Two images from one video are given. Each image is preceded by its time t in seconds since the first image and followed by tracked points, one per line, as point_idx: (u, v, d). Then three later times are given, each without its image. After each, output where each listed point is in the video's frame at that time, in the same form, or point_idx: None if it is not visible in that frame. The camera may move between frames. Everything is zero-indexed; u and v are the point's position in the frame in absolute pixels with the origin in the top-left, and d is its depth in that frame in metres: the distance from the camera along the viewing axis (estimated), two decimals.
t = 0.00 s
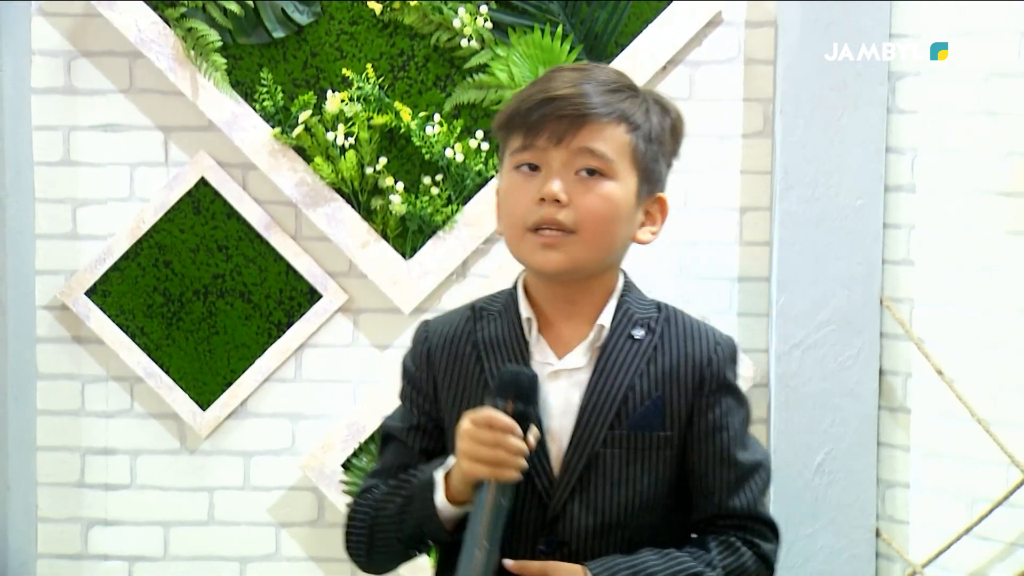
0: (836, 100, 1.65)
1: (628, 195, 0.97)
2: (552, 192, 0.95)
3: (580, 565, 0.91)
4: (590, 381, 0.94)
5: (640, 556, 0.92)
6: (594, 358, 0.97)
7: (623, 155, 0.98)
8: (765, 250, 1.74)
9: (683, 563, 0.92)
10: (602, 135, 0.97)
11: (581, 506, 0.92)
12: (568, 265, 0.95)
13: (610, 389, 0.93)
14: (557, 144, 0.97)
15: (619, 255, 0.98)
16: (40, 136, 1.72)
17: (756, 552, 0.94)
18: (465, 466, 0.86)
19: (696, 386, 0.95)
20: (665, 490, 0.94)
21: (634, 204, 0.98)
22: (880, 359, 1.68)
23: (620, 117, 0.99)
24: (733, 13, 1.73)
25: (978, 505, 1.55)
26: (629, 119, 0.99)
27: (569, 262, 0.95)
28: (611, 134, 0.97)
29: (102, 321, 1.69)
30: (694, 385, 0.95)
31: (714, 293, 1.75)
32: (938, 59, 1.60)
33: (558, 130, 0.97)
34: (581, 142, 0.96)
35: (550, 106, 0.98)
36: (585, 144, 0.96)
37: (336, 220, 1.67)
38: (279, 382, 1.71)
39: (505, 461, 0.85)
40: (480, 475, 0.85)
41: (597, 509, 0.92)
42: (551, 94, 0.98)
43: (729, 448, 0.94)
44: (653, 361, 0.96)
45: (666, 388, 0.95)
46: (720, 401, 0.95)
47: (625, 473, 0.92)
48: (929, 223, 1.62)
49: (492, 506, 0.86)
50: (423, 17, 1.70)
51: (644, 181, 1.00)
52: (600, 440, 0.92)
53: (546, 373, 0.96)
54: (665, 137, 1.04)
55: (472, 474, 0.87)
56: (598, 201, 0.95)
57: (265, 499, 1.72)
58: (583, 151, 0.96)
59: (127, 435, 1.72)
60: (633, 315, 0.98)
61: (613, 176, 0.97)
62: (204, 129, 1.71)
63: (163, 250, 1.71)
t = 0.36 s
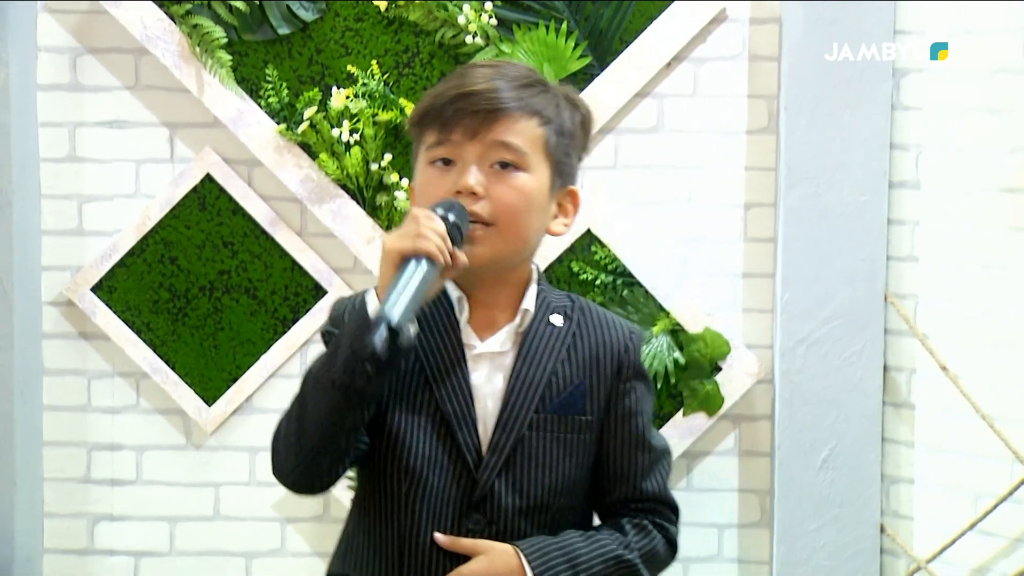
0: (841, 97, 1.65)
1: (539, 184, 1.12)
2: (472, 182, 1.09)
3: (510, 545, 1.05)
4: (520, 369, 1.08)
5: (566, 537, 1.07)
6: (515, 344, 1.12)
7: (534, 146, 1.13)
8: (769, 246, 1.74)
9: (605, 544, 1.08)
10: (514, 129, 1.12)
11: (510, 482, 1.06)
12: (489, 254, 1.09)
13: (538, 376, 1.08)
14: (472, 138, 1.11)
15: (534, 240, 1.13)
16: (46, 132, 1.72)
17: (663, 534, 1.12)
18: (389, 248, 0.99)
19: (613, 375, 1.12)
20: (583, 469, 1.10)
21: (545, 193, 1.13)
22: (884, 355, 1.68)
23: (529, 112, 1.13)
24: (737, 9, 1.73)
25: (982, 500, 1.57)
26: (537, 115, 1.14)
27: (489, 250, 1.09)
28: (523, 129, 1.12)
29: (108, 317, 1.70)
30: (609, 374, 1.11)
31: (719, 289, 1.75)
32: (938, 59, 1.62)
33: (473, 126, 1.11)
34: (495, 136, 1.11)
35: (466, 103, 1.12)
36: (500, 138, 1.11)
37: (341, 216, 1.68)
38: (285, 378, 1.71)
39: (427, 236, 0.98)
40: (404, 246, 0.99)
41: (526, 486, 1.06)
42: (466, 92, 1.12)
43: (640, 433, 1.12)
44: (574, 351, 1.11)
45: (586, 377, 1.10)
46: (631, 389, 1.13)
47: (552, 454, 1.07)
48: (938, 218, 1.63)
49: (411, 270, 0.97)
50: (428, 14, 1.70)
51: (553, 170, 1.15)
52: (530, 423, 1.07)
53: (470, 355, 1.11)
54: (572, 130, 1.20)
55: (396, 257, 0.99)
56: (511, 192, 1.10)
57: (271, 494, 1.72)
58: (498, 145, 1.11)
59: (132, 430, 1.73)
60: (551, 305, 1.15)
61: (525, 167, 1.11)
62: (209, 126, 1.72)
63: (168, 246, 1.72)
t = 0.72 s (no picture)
0: (850, 95, 1.65)
1: (487, 168, 1.20)
2: (423, 168, 1.15)
3: (486, 525, 1.12)
4: (485, 353, 1.15)
5: (537, 517, 1.15)
6: (476, 327, 1.19)
7: (478, 132, 1.20)
8: (778, 244, 1.74)
9: (572, 520, 1.16)
10: (457, 116, 1.18)
11: (481, 463, 1.13)
12: (445, 236, 1.15)
13: (503, 360, 1.16)
14: (418, 127, 1.17)
15: (485, 222, 1.19)
16: (56, 130, 1.73)
17: (622, 506, 1.21)
18: (352, 202, 1.03)
19: (569, 355, 1.21)
20: (546, 446, 1.18)
21: (491, 175, 1.20)
22: (894, 353, 1.68)
23: (469, 101, 1.21)
24: (747, 8, 1.73)
25: (992, 498, 1.57)
26: (477, 103, 1.22)
27: (445, 232, 1.15)
28: (466, 116, 1.19)
29: (118, 315, 1.70)
30: (564, 355, 1.21)
31: (727, 288, 1.75)
32: (938, 59, 1.63)
33: (418, 115, 1.17)
34: (441, 124, 1.18)
35: (409, 94, 1.18)
36: (445, 125, 1.18)
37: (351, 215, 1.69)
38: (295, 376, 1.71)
39: (391, 188, 1.05)
40: (369, 198, 1.03)
41: (495, 466, 1.14)
42: (407, 83, 1.19)
43: (596, 409, 1.22)
44: (532, 334, 1.20)
45: (546, 358, 1.19)
46: (584, 368, 1.22)
47: (518, 433, 1.15)
48: (946, 217, 1.63)
49: (379, 211, 1.01)
50: (437, 12, 1.71)
51: (497, 155, 1.23)
52: (498, 405, 1.14)
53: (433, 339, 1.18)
54: (508, 116, 1.28)
55: (362, 210, 1.03)
56: (462, 175, 1.16)
57: (280, 492, 1.72)
58: (444, 131, 1.17)
59: (143, 428, 1.73)
60: (505, 289, 1.23)
61: (471, 152, 1.19)
62: (219, 124, 1.72)
63: (178, 244, 1.72)
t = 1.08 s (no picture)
0: (859, 95, 1.65)
1: (522, 165, 1.20)
2: (464, 171, 1.15)
3: (545, 516, 1.14)
4: (534, 351, 1.16)
5: (592, 507, 1.16)
6: (525, 325, 1.20)
7: (510, 131, 1.21)
8: (787, 244, 1.75)
9: (626, 509, 1.17)
10: (488, 117, 1.19)
11: (536, 456, 1.15)
12: (491, 235, 1.15)
13: (552, 356, 1.17)
14: (452, 132, 1.18)
15: (527, 219, 1.20)
16: (70, 131, 1.74)
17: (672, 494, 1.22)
18: (406, 216, 1.06)
19: (615, 348, 1.21)
20: (597, 438, 1.19)
21: (527, 173, 1.21)
22: (902, 353, 1.68)
23: (497, 101, 1.22)
24: (755, 9, 1.73)
25: (999, 498, 1.59)
26: (505, 103, 1.23)
27: (491, 232, 1.15)
28: (496, 117, 1.20)
29: (132, 314, 1.72)
30: (611, 347, 1.21)
31: (736, 287, 1.76)
32: (938, 59, 1.64)
33: (450, 121, 1.18)
34: (473, 126, 1.18)
35: (440, 103, 1.19)
36: (477, 126, 1.18)
37: (362, 215, 1.69)
38: (308, 374, 1.73)
39: (441, 201, 1.07)
40: (422, 212, 1.06)
41: (550, 459, 1.15)
42: (436, 92, 1.20)
43: (643, 400, 1.22)
44: (578, 329, 1.20)
45: (594, 352, 1.19)
46: (630, 360, 1.22)
47: (569, 426, 1.16)
48: (954, 217, 1.64)
49: (436, 225, 1.04)
50: (448, 13, 1.71)
51: (531, 153, 1.24)
52: (549, 400, 1.15)
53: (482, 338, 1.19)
54: (535, 115, 1.29)
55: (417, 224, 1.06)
56: (501, 173, 1.17)
57: (292, 491, 1.74)
58: (478, 133, 1.18)
59: (156, 426, 1.75)
60: (549, 286, 1.23)
61: (506, 150, 1.19)
62: (231, 124, 1.73)
63: (191, 244, 1.73)
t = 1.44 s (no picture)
0: (863, 97, 1.67)
1: (625, 166, 1.13)
2: (565, 173, 1.09)
3: (647, 505, 1.07)
4: (633, 342, 1.10)
5: (695, 496, 1.09)
6: (626, 321, 1.13)
7: (613, 131, 1.13)
8: (792, 245, 1.77)
9: (729, 498, 1.10)
10: (592, 118, 1.12)
11: (638, 448, 1.08)
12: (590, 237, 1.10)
13: (652, 347, 1.10)
14: (555, 132, 1.11)
15: (627, 220, 1.13)
16: (82, 132, 1.76)
17: (775, 482, 1.14)
18: (498, 216, 1.04)
19: (714, 338, 1.14)
20: (699, 428, 1.12)
21: (630, 173, 1.14)
22: (906, 352, 1.71)
23: (601, 101, 1.14)
24: (761, 11, 1.76)
25: (1003, 495, 1.59)
26: (609, 102, 1.14)
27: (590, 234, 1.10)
28: (600, 116, 1.12)
29: (143, 313, 1.73)
30: (711, 337, 1.14)
31: (743, 287, 1.78)
32: (938, 59, 1.66)
33: (553, 122, 1.11)
34: (576, 127, 1.11)
35: (543, 102, 1.12)
36: (580, 127, 1.11)
37: (372, 216, 1.70)
38: (316, 373, 1.75)
39: (535, 200, 1.04)
40: (516, 211, 1.03)
41: (651, 450, 1.08)
42: (539, 92, 1.12)
43: (745, 390, 1.14)
44: (677, 320, 1.13)
45: (693, 343, 1.13)
46: (731, 349, 1.15)
47: (672, 417, 1.09)
48: (957, 217, 1.65)
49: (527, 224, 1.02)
50: (457, 16, 1.73)
51: (633, 153, 1.16)
52: (650, 391, 1.09)
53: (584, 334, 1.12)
54: (638, 113, 1.20)
55: (511, 224, 1.04)
56: (602, 175, 1.10)
57: (302, 489, 1.75)
58: (580, 134, 1.11)
59: (167, 425, 1.76)
60: (648, 280, 1.16)
61: (609, 151, 1.12)
62: (242, 125, 1.75)
63: (202, 244, 1.75)
